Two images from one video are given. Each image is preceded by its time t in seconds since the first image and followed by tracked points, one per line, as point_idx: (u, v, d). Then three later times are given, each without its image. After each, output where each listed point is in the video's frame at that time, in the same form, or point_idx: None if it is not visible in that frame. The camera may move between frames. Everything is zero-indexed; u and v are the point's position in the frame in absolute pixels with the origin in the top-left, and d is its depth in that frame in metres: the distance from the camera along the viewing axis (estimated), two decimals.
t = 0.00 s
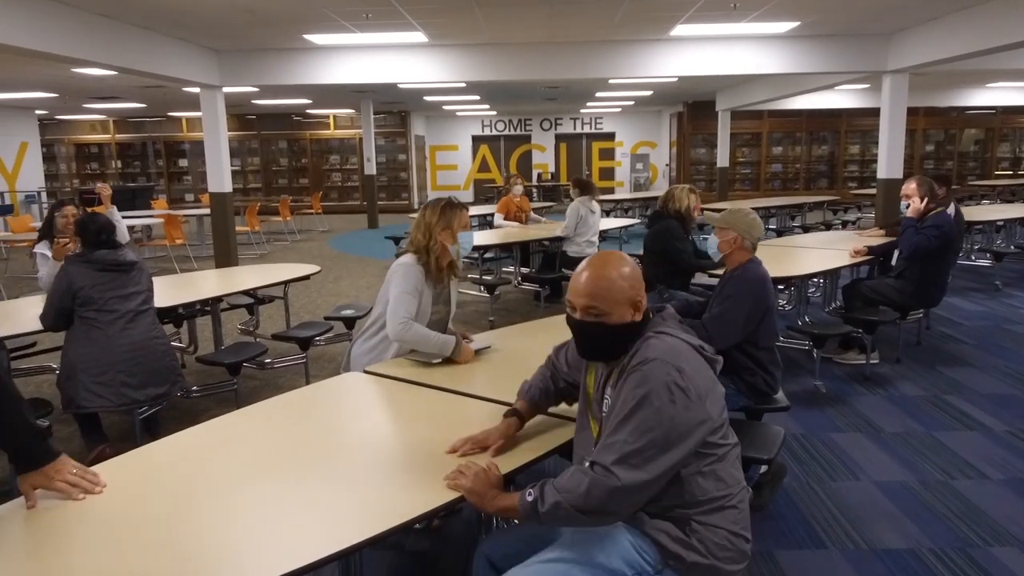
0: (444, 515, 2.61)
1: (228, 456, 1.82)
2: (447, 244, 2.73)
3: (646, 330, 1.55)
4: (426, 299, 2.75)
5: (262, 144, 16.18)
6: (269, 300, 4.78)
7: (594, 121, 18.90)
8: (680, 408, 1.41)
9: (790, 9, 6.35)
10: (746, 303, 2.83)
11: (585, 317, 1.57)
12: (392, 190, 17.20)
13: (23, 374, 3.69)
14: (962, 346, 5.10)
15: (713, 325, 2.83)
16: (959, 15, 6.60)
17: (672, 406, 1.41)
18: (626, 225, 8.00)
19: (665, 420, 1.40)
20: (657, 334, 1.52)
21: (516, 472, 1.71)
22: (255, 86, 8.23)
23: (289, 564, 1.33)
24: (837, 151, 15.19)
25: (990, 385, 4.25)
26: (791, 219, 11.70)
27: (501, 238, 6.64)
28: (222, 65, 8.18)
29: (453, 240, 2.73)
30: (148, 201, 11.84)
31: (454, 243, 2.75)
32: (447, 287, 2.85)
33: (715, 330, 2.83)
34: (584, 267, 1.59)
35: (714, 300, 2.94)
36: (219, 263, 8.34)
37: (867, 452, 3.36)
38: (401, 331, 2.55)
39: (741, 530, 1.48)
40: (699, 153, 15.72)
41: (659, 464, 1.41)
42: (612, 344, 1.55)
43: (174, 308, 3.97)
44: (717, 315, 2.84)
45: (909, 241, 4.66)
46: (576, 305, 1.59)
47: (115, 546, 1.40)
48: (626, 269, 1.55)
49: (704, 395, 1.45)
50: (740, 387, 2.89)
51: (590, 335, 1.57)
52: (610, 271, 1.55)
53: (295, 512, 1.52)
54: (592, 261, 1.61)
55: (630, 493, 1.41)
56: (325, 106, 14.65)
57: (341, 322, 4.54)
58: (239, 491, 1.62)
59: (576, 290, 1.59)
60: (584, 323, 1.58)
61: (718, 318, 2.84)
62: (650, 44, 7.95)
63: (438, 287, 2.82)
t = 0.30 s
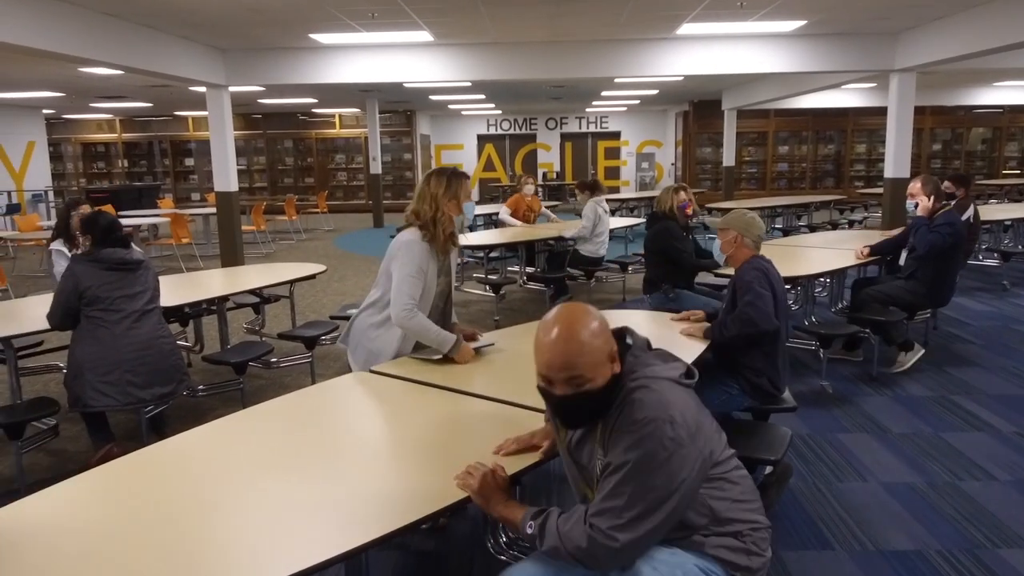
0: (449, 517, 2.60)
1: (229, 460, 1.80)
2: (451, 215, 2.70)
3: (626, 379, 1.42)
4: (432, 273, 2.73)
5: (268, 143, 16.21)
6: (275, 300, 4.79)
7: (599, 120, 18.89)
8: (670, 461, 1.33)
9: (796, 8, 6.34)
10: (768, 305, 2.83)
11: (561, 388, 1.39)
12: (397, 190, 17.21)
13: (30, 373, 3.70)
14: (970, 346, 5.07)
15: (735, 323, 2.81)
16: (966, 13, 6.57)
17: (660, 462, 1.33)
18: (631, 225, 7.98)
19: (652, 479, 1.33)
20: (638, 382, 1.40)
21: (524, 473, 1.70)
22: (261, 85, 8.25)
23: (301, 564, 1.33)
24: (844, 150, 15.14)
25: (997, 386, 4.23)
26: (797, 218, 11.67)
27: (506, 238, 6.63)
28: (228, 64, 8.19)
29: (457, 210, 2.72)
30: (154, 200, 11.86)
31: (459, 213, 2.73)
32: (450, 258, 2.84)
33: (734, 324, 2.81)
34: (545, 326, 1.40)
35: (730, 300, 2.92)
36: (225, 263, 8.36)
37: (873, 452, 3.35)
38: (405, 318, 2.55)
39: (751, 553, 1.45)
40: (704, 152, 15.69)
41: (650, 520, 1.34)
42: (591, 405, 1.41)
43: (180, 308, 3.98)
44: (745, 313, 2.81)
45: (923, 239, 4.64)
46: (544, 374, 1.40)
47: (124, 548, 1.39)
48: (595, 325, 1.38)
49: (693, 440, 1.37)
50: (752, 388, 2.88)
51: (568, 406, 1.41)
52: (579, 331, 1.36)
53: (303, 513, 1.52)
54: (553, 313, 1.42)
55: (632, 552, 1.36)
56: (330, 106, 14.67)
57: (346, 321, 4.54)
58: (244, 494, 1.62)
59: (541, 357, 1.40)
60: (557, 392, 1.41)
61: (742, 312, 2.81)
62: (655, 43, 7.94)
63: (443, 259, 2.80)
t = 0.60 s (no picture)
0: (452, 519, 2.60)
1: (231, 462, 1.80)
2: (440, 193, 2.75)
3: (611, 405, 1.30)
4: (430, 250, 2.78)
5: (271, 143, 16.22)
6: (278, 300, 4.80)
7: (602, 120, 18.89)
8: (659, 497, 1.25)
9: (799, 8, 6.33)
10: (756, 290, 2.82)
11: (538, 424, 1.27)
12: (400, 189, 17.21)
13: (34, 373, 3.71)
14: (973, 347, 5.06)
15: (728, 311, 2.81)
16: (969, 13, 6.56)
17: (650, 498, 1.25)
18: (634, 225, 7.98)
19: (644, 515, 1.25)
20: (624, 412, 1.28)
21: (528, 474, 1.70)
22: (264, 85, 8.25)
23: (307, 564, 1.33)
24: (847, 150, 15.12)
25: (1001, 387, 4.22)
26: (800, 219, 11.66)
27: (509, 238, 6.64)
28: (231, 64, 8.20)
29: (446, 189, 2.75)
30: (157, 199, 11.87)
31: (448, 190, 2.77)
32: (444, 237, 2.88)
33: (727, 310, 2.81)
34: (516, 360, 1.26)
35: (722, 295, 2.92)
36: (228, 263, 8.37)
37: (876, 453, 3.35)
38: (391, 300, 2.60)
39: (760, 521, 1.44)
40: (707, 152, 15.68)
41: (642, 553, 1.29)
42: (572, 437, 1.30)
43: (184, 308, 3.98)
44: (733, 298, 2.82)
45: (932, 238, 4.61)
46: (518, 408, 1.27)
47: (130, 548, 1.39)
48: (569, 360, 1.23)
49: (686, 466, 1.28)
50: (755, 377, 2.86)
51: (548, 438, 1.30)
52: (554, 370, 1.22)
53: (307, 515, 1.52)
54: (524, 340, 1.27)
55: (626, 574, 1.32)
56: (333, 106, 14.68)
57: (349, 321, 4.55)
58: (248, 495, 1.61)
59: (512, 391, 1.26)
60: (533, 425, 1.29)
61: (730, 302, 2.82)
62: (658, 43, 7.94)
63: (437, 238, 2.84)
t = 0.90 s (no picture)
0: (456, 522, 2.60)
1: (235, 466, 1.79)
2: (420, 187, 2.88)
3: (652, 343, 1.06)
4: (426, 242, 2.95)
5: (274, 143, 16.24)
6: (282, 301, 4.81)
7: (604, 120, 18.89)
8: (750, 431, 1.04)
9: (802, 9, 6.33)
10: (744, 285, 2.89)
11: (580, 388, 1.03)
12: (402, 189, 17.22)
13: (39, 374, 3.72)
14: (976, 348, 5.06)
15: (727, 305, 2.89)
16: (973, 15, 6.55)
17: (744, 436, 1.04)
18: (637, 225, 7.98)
19: (746, 455, 1.04)
20: (679, 344, 1.06)
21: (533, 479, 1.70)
22: (267, 86, 8.26)
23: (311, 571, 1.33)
24: (849, 151, 15.10)
25: (1005, 389, 4.21)
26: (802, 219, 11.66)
27: (512, 238, 6.64)
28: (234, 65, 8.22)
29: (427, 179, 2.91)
30: (160, 199, 11.88)
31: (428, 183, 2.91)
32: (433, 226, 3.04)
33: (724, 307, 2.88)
34: (543, 308, 1.01)
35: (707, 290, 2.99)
36: (232, 264, 8.38)
37: (880, 456, 3.35)
38: (393, 290, 2.79)
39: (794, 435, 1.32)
40: (709, 153, 15.67)
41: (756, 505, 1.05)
42: (616, 389, 1.08)
43: (188, 310, 3.99)
44: (722, 298, 2.89)
45: (935, 241, 4.61)
46: (559, 378, 1.01)
47: (134, 553, 1.39)
48: (609, 308, 0.99)
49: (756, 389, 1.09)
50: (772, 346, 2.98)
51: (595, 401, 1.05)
52: (595, 320, 0.97)
53: (311, 521, 1.52)
54: (548, 288, 1.03)
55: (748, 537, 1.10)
56: (335, 106, 14.69)
57: (353, 323, 4.55)
58: (252, 501, 1.61)
59: (544, 357, 1.00)
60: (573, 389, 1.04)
61: (721, 302, 2.91)
62: (661, 44, 7.93)
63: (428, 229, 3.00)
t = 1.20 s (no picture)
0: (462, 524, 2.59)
1: (240, 470, 1.79)
2: (415, 184, 2.92)
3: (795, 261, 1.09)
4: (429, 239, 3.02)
5: (278, 143, 16.26)
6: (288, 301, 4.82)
7: (608, 120, 18.89)
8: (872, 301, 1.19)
9: (808, 10, 6.33)
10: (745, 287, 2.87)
11: (777, 313, 0.95)
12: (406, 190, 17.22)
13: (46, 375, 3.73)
14: (981, 350, 5.05)
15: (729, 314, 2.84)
16: (978, 16, 6.54)
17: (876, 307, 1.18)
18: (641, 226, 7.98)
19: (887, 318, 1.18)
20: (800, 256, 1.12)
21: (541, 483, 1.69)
22: (272, 86, 8.27)
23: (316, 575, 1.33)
24: (854, 151, 15.07)
25: (1011, 391, 4.21)
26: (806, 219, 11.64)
27: (516, 238, 6.65)
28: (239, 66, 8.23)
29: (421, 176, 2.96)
30: (165, 199, 11.90)
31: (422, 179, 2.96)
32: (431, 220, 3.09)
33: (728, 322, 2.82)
34: (718, 226, 0.94)
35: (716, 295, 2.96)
36: (236, 264, 8.39)
37: (887, 458, 3.34)
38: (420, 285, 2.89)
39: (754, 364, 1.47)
40: (713, 153, 15.64)
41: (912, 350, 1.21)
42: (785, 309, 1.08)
43: (195, 311, 4.00)
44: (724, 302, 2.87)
45: (932, 257, 4.58)
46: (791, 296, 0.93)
47: (136, 556, 1.39)
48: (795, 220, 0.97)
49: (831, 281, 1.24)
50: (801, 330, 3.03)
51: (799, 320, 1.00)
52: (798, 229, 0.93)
53: (314, 524, 1.52)
54: (721, 215, 0.95)
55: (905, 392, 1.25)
56: (339, 106, 14.70)
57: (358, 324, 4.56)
58: (256, 505, 1.60)
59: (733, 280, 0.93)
60: (764, 315, 0.95)
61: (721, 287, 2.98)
62: (666, 45, 7.93)
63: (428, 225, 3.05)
